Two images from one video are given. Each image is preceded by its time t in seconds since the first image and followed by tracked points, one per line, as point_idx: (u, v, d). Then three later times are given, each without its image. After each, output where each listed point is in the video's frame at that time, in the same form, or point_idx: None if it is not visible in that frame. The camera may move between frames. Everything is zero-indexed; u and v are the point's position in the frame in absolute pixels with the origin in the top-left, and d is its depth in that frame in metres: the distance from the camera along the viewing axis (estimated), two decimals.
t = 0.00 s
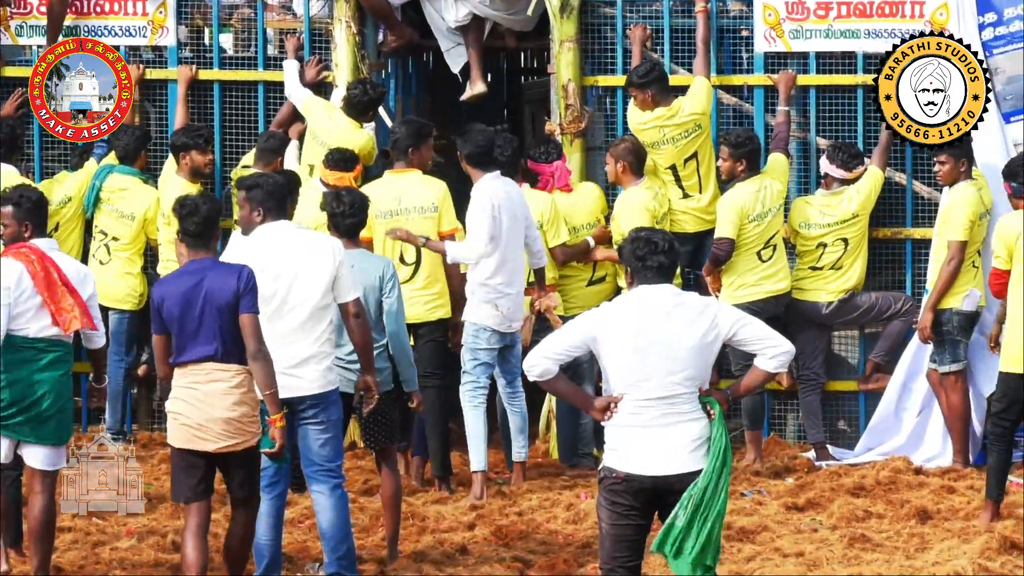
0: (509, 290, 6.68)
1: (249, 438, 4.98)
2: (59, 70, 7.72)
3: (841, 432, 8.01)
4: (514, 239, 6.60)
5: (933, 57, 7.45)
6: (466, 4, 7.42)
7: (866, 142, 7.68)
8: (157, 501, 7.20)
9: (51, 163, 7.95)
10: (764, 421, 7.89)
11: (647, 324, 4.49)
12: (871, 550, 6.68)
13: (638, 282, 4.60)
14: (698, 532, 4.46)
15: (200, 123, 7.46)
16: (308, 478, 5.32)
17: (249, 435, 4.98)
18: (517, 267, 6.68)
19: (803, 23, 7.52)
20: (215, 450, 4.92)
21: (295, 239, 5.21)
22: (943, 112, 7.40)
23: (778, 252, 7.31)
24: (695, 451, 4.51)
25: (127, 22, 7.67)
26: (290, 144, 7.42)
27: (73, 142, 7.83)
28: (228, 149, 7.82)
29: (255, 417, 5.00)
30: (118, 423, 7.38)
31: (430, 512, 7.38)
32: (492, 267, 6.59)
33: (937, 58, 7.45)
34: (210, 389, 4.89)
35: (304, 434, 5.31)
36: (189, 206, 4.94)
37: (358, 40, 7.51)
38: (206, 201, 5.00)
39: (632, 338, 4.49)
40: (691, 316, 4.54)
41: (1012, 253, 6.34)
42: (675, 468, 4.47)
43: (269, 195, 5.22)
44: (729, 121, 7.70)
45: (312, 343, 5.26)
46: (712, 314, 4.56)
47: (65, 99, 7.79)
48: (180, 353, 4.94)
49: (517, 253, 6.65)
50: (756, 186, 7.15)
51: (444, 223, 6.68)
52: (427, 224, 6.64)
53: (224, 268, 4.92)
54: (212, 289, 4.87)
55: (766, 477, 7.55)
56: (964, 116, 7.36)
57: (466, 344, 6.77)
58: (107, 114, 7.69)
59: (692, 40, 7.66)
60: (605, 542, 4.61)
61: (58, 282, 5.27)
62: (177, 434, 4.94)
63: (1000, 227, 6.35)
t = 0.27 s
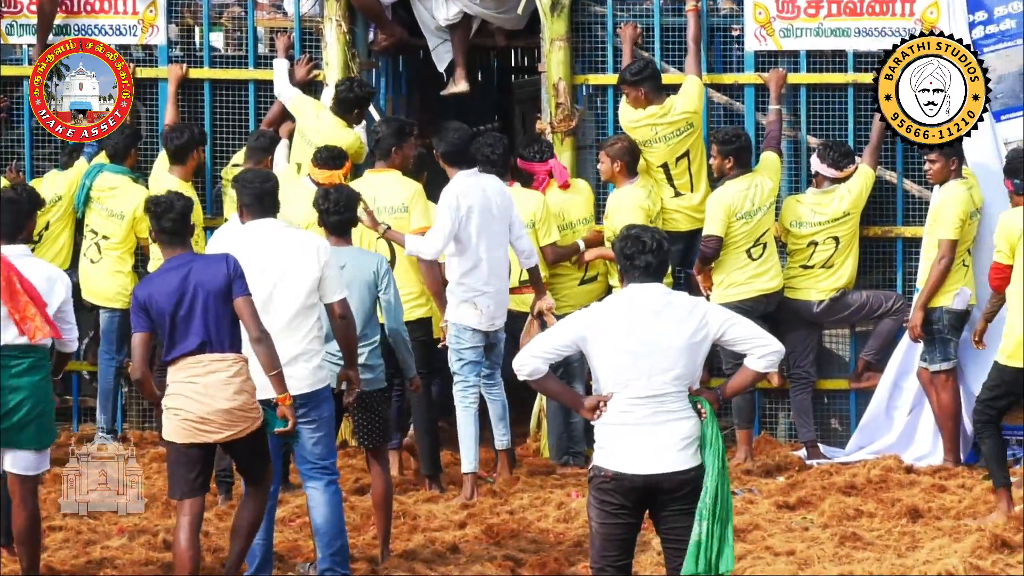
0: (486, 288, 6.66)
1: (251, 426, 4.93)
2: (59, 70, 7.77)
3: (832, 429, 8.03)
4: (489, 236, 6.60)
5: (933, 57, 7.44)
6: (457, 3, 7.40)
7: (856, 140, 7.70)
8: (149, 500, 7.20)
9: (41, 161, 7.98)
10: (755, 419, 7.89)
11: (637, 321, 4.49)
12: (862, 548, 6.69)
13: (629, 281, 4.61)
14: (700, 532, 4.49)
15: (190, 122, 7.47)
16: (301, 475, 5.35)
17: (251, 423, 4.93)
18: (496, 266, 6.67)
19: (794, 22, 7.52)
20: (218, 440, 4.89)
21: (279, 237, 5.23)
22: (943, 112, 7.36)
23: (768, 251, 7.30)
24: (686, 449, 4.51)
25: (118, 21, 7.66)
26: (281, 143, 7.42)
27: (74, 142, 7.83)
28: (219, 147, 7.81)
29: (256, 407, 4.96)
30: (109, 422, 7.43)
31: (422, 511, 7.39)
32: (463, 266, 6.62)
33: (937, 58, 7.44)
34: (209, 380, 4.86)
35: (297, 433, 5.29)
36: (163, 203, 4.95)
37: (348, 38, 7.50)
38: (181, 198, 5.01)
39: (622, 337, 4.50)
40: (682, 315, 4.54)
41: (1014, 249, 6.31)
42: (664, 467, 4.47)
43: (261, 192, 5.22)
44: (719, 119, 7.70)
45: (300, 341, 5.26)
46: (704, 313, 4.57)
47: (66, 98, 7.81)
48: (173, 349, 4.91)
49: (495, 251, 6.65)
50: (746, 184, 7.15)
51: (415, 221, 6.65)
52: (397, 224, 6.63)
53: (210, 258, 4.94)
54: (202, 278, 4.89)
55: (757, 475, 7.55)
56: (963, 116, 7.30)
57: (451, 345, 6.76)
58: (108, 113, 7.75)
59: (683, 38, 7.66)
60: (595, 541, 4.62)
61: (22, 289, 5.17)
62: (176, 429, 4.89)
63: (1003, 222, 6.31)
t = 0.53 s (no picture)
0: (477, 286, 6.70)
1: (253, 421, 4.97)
2: (59, 69, 7.78)
3: (824, 427, 8.03)
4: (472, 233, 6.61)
5: (933, 57, 7.44)
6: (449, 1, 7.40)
7: (848, 139, 7.70)
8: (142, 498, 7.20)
9: (33, 160, 7.97)
10: (747, 417, 7.89)
11: (628, 321, 4.49)
12: (854, 546, 6.69)
13: (621, 281, 4.61)
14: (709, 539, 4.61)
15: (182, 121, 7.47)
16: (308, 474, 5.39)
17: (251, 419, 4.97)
18: (483, 264, 6.69)
19: (786, 20, 7.52)
20: (225, 435, 4.89)
21: (277, 237, 5.24)
22: (943, 112, 7.37)
23: (759, 249, 7.32)
24: (676, 448, 4.51)
25: (110, 19, 7.66)
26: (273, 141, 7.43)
27: (74, 142, 7.85)
28: (212, 145, 7.82)
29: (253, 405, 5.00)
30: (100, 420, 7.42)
31: (414, 509, 7.40)
32: (446, 265, 6.64)
33: (937, 58, 7.44)
34: (216, 373, 4.86)
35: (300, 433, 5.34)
36: (163, 201, 4.90)
37: (340, 36, 7.50)
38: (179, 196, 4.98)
39: (613, 337, 4.50)
40: (673, 315, 4.54)
41: (1007, 249, 6.30)
42: (653, 465, 4.47)
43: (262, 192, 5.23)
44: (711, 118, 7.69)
45: (297, 342, 5.27)
46: (695, 313, 4.57)
47: (65, 98, 7.83)
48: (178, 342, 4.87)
49: (481, 249, 6.66)
50: (735, 182, 7.18)
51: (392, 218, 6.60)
52: (376, 223, 6.64)
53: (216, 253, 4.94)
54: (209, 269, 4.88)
55: (749, 473, 7.56)
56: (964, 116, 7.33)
57: (440, 345, 6.80)
58: (108, 113, 7.76)
59: (675, 36, 7.65)
60: (585, 540, 4.61)
61: None
62: (181, 423, 4.86)
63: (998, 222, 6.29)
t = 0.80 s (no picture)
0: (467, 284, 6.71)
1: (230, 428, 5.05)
2: (59, 70, 7.76)
3: (812, 425, 8.03)
4: (455, 230, 6.62)
5: (933, 57, 7.46)
6: None
7: (836, 136, 7.69)
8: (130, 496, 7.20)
9: (21, 157, 7.98)
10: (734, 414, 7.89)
11: (614, 318, 4.49)
12: (841, 544, 6.70)
13: (607, 279, 4.60)
14: (698, 537, 4.58)
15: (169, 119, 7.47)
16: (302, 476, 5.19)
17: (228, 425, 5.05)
18: (469, 261, 6.68)
19: (773, 18, 7.51)
20: (203, 440, 4.95)
21: (300, 237, 5.08)
22: (943, 112, 7.42)
23: (745, 247, 7.36)
24: (664, 445, 4.50)
25: (97, 16, 7.66)
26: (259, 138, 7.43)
27: (74, 142, 7.75)
28: (199, 143, 7.81)
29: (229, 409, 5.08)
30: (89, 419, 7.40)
31: (402, 507, 7.40)
32: (431, 263, 6.64)
33: (937, 58, 7.46)
34: (201, 377, 4.92)
35: (300, 431, 5.13)
36: (168, 195, 4.95)
37: (328, 34, 7.50)
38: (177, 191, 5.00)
39: (600, 335, 4.49)
40: (658, 311, 4.54)
41: (990, 249, 6.36)
42: (641, 462, 4.45)
43: (283, 195, 5.10)
44: (699, 116, 7.70)
45: (314, 343, 5.09)
46: (681, 309, 4.56)
47: (65, 99, 7.77)
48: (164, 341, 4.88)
49: (468, 247, 6.66)
50: (723, 179, 7.23)
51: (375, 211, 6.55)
52: (360, 216, 6.57)
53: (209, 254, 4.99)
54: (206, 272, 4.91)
55: (737, 471, 7.56)
56: (964, 116, 7.41)
57: (429, 345, 6.82)
58: (108, 114, 7.72)
59: (663, 34, 7.65)
60: (573, 538, 4.58)
61: None
62: (164, 425, 4.89)
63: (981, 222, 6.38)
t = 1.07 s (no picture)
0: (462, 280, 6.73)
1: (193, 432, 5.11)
2: (59, 70, 7.81)
3: (801, 422, 8.03)
4: (443, 228, 6.61)
5: (933, 57, 7.49)
6: None
7: (826, 134, 7.70)
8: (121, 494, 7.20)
9: (10, 155, 7.94)
10: (724, 412, 7.89)
11: (604, 315, 4.48)
12: (832, 541, 6.70)
13: (596, 276, 4.59)
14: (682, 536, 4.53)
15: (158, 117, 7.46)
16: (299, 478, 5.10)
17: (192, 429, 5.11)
18: (460, 258, 6.70)
19: (764, 16, 7.50)
20: (164, 445, 5.02)
21: (322, 236, 5.05)
22: (943, 112, 7.49)
23: (735, 244, 7.36)
24: (655, 442, 4.49)
25: (88, 14, 7.66)
26: (245, 135, 7.41)
27: (74, 142, 7.68)
28: (189, 140, 7.81)
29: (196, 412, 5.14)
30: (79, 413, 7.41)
31: (392, 505, 7.39)
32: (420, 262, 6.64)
33: (937, 58, 7.50)
34: (159, 383, 4.99)
35: (303, 428, 5.09)
36: (131, 197, 5.00)
37: (319, 32, 7.50)
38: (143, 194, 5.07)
39: (590, 333, 4.48)
40: (647, 307, 4.52)
41: (975, 248, 6.47)
42: (631, 460, 4.44)
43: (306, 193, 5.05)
44: (690, 114, 7.70)
45: (327, 343, 5.06)
46: (670, 305, 4.55)
47: (65, 99, 7.78)
48: (121, 347, 4.98)
49: (456, 244, 6.68)
50: (714, 177, 7.24)
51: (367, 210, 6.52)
52: (352, 215, 6.55)
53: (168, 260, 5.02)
54: (166, 280, 4.97)
55: (727, 469, 7.56)
56: (965, 117, 7.51)
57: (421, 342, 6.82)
58: (107, 114, 7.72)
59: (653, 32, 7.66)
60: (563, 536, 4.59)
61: None
62: (120, 432, 4.98)
63: (966, 221, 6.48)
